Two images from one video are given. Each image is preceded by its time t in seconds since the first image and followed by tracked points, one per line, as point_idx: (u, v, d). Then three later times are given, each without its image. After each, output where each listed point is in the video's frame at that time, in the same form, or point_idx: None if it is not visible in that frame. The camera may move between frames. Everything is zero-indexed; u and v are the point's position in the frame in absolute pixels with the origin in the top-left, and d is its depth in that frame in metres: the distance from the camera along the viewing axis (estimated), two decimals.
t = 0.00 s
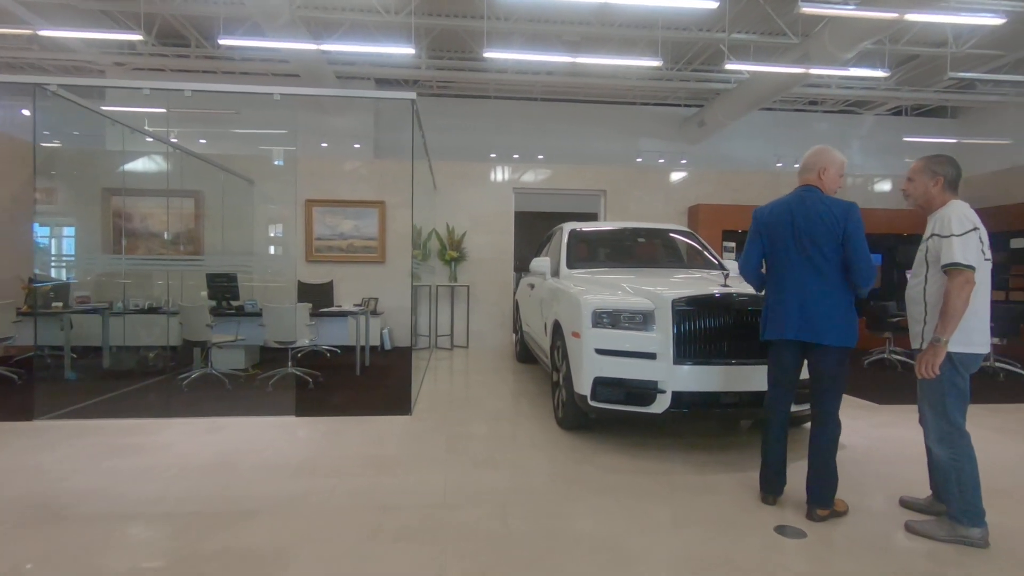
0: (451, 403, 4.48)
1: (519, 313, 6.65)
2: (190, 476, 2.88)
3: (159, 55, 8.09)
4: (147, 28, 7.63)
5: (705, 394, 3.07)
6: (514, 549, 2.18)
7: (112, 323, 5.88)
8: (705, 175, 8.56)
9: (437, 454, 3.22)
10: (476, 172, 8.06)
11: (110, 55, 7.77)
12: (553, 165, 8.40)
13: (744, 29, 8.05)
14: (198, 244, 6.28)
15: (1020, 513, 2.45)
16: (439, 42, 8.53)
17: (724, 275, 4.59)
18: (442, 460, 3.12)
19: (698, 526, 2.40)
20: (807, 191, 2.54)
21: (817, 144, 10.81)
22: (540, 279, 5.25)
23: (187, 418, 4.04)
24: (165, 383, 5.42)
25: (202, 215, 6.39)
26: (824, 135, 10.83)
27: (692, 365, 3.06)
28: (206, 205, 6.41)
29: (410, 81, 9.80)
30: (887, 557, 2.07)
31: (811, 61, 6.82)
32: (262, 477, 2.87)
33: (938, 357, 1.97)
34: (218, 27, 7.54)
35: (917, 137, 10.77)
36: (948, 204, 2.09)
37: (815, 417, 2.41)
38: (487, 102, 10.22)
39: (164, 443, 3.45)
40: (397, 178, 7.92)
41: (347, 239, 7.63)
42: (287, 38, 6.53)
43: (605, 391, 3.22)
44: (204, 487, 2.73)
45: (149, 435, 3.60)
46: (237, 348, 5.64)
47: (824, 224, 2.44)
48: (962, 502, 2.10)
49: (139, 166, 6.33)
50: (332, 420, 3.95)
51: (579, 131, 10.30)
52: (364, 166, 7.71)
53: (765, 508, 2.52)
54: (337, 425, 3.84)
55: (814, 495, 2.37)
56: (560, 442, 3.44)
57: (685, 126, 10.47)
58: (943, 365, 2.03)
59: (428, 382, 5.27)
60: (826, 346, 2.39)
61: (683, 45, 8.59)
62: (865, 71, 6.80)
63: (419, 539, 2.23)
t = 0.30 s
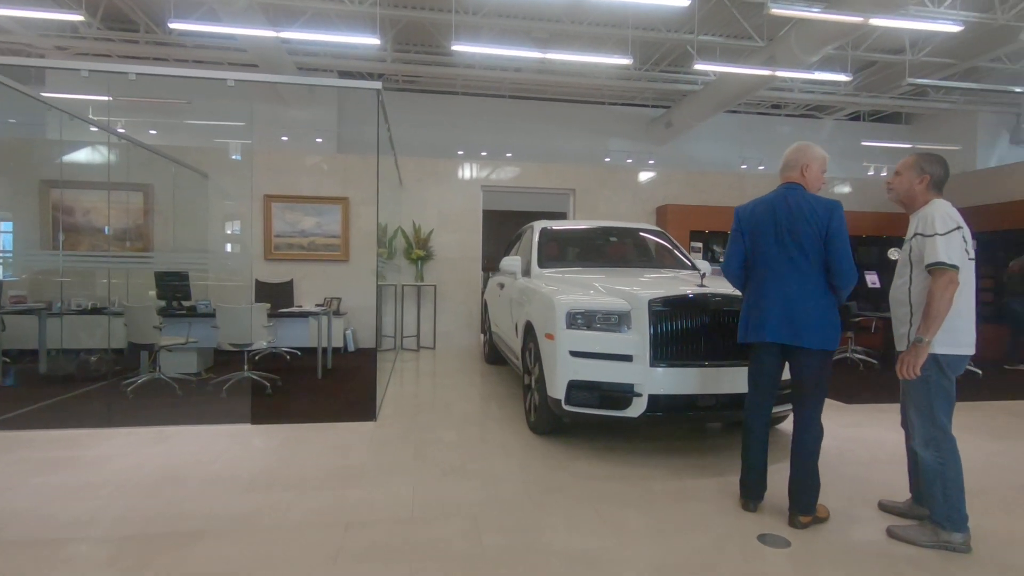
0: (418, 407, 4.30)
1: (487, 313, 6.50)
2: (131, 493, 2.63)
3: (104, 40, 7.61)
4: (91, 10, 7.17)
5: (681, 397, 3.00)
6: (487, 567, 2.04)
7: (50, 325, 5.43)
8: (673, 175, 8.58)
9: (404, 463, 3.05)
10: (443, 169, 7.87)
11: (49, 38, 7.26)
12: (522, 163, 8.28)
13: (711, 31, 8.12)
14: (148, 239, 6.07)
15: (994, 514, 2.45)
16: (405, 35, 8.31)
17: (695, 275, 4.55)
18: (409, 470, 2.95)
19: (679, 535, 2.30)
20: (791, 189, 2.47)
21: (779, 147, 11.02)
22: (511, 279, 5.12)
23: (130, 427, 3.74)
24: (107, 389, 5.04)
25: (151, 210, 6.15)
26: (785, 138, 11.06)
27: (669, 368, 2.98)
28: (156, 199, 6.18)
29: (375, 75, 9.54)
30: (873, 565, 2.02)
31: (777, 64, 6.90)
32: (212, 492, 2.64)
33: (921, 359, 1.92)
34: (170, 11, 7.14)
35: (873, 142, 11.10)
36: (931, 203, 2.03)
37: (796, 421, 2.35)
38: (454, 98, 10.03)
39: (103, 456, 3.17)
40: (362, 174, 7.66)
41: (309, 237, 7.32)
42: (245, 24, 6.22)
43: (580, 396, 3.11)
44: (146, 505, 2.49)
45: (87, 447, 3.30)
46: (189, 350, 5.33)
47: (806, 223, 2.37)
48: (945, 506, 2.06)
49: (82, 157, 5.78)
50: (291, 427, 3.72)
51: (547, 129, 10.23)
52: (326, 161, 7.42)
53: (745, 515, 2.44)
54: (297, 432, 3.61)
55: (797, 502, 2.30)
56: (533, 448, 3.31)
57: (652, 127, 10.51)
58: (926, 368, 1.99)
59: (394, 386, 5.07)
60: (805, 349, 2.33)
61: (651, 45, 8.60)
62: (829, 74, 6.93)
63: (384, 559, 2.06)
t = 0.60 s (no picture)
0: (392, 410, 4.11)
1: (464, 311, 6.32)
2: (75, 509, 2.40)
3: (58, 23, 7.20)
4: None
5: (668, 397, 2.88)
6: None
7: None
8: (651, 173, 8.52)
9: (377, 471, 2.87)
10: (418, 163, 7.65)
11: None
12: (499, 159, 8.12)
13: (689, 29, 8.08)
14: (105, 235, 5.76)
15: (988, 515, 2.39)
16: (378, 26, 8.08)
17: (677, 272, 4.47)
18: (383, 479, 2.77)
19: (670, 544, 2.18)
20: (783, 178, 2.38)
21: (754, 147, 11.11)
22: (488, 276, 4.96)
23: (78, 435, 3.46)
24: (56, 392, 4.70)
25: (108, 203, 5.81)
26: (760, 138, 11.15)
27: (655, 367, 2.87)
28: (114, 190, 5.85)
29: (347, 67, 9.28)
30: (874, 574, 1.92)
31: (755, 61, 6.89)
32: (166, 506, 2.43)
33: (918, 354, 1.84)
34: None
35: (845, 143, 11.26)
36: (935, 196, 1.95)
37: (790, 423, 2.25)
38: (430, 92, 9.82)
39: (46, 467, 2.90)
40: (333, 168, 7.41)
41: (277, 232, 7.04)
42: (208, 8, 5.92)
43: (563, 397, 2.97)
44: (89, 524, 2.26)
45: (27, 458, 3.03)
46: (147, 351, 5.08)
47: (800, 214, 2.27)
48: (945, 511, 1.99)
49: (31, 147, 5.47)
50: (256, 432, 3.50)
51: (524, 125, 10.10)
52: (296, 153, 7.15)
53: (737, 522, 2.34)
54: (262, 438, 3.39)
55: (792, 507, 2.20)
56: (514, 452, 3.16)
57: (629, 125, 10.48)
58: (927, 366, 1.91)
59: (367, 388, 4.87)
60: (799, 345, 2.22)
61: (629, 41, 8.53)
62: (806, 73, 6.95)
63: None
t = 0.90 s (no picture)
0: (380, 417, 3.92)
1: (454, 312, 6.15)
2: (32, 532, 2.18)
3: (29, 11, 6.89)
4: None
5: (673, 405, 2.74)
6: None
7: None
8: (644, 172, 8.41)
9: (366, 485, 2.68)
10: (407, 160, 7.45)
11: None
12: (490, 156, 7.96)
13: (682, 26, 7.99)
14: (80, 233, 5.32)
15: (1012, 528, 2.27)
16: (366, 19, 7.89)
17: (676, 273, 4.34)
18: (372, 494, 2.59)
19: (682, 565, 2.03)
20: (798, 175, 2.21)
21: (745, 146, 11.06)
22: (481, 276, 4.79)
23: (42, 446, 3.22)
24: (24, 398, 4.43)
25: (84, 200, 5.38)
26: (751, 138, 11.10)
27: (661, 373, 2.72)
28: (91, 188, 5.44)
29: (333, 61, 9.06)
30: None
31: (750, 58, 6.80)
32: (135, 528, 2.22)
33: (959, 364, 1.71)
34: None
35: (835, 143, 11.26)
36: (967, 194, 1.85)
37: (808, 433, 2.11)
38: (418, 88, 9.62)
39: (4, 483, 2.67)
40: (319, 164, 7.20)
41: (260, 231, 6.80)
42: None
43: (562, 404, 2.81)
44: (46, 549, 2.04)
45: None
46: (121, 354, 4.87)
47: (815, 212, 2.11)
48: (978, 529, 1.86)
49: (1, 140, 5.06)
50: (236, 442, 3.30)
51: (514, 122, 9.96)
52: (280, 149, 6.92)
53: (752, 539, 2.19)
54: (242, 448, 3.19)
55: (812, 524, 2.06)
56: (511, 463, 2.99)
57: (620, 123, 10.38)
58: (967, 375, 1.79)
59: (354, 392, 4.67)
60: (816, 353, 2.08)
61: (622, 37, 8.42)
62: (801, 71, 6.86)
63: None
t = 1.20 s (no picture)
0: (379, 421, 3.77)
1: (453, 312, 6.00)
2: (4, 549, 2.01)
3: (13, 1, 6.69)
4: None
5: (689, 409, 2.61)
6: None
7: None
8: (644, 170, 8.29)
9: (365, 496, 2.54)
10: (403, 157, 7.29)
11: None
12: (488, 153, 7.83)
13: (683, 22, 7.89)
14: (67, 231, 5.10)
15: None
16: (362, 13, 7.75)
17: (684, 272, 4.22)
18: (372, 505, 2.44)
19: None
20: (826, 169, 2.11)
21: (743, 146, 10.99)
22: (482, 275, 4.65)
23: (21, 454, 3.05)
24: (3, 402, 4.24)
25: (68, 197, 5.17)
26: (749, 137, 11.02)
27: (676, 376, 2.59)
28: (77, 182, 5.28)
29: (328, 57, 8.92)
30: None
31: (754, 54, 6.70)
32: (117, 544, 2.06)
33: (1008, 358, 1.66)
34: None
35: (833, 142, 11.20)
36: (1013, 185, 1.77)
37: (839, 441, 1.99)
38: (414, 85, 9.47)
39: None
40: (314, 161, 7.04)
41: (253, 229, 6.62)
42: None
43: (572, 410, 2.68)
44: (19, 569, 1.89)
45: None
46: (106, 356, 4.69)
47: (855, 201, 2.01)
48: None
49: None
50: (228, 448, 3.14)
51: (511, 119, 9.85)
52: (273, 145, 6.75)
53: (778, 554, 2.07)
54: (234, 455, 3.03)
55: (844, 540, 1.94)
56: (517, 471, 2.85)
57: (619, 121, 10.28)
58: (1011, 379, 1.70)
59: (350, 396, 4.52)
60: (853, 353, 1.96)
61: (622, 33, 8.31)
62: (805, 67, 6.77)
63: None
